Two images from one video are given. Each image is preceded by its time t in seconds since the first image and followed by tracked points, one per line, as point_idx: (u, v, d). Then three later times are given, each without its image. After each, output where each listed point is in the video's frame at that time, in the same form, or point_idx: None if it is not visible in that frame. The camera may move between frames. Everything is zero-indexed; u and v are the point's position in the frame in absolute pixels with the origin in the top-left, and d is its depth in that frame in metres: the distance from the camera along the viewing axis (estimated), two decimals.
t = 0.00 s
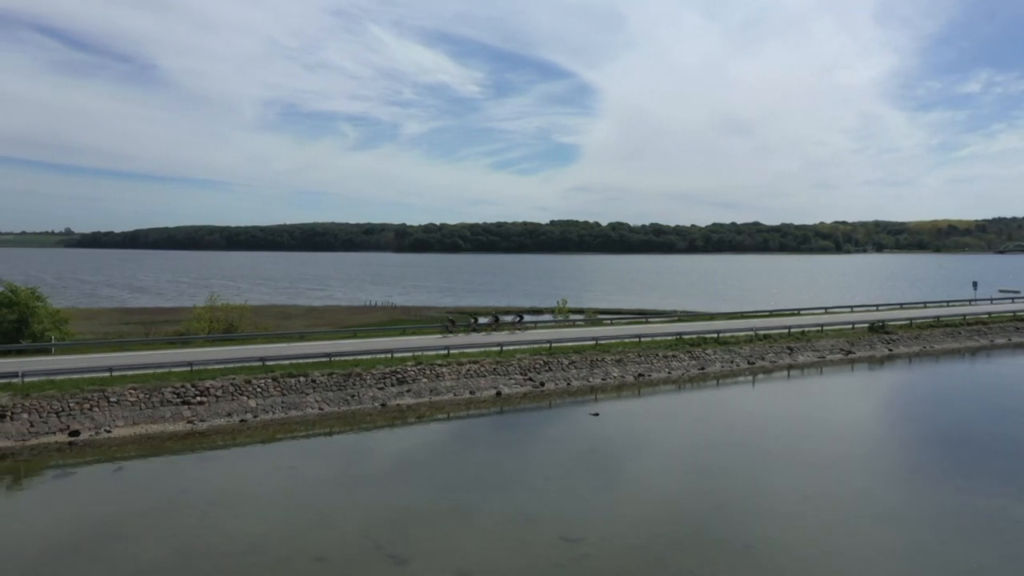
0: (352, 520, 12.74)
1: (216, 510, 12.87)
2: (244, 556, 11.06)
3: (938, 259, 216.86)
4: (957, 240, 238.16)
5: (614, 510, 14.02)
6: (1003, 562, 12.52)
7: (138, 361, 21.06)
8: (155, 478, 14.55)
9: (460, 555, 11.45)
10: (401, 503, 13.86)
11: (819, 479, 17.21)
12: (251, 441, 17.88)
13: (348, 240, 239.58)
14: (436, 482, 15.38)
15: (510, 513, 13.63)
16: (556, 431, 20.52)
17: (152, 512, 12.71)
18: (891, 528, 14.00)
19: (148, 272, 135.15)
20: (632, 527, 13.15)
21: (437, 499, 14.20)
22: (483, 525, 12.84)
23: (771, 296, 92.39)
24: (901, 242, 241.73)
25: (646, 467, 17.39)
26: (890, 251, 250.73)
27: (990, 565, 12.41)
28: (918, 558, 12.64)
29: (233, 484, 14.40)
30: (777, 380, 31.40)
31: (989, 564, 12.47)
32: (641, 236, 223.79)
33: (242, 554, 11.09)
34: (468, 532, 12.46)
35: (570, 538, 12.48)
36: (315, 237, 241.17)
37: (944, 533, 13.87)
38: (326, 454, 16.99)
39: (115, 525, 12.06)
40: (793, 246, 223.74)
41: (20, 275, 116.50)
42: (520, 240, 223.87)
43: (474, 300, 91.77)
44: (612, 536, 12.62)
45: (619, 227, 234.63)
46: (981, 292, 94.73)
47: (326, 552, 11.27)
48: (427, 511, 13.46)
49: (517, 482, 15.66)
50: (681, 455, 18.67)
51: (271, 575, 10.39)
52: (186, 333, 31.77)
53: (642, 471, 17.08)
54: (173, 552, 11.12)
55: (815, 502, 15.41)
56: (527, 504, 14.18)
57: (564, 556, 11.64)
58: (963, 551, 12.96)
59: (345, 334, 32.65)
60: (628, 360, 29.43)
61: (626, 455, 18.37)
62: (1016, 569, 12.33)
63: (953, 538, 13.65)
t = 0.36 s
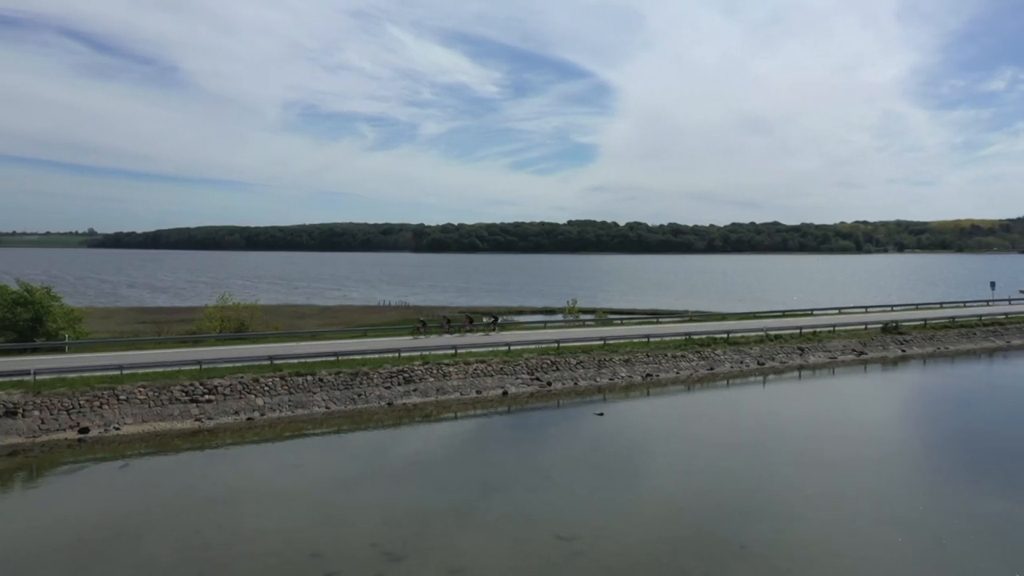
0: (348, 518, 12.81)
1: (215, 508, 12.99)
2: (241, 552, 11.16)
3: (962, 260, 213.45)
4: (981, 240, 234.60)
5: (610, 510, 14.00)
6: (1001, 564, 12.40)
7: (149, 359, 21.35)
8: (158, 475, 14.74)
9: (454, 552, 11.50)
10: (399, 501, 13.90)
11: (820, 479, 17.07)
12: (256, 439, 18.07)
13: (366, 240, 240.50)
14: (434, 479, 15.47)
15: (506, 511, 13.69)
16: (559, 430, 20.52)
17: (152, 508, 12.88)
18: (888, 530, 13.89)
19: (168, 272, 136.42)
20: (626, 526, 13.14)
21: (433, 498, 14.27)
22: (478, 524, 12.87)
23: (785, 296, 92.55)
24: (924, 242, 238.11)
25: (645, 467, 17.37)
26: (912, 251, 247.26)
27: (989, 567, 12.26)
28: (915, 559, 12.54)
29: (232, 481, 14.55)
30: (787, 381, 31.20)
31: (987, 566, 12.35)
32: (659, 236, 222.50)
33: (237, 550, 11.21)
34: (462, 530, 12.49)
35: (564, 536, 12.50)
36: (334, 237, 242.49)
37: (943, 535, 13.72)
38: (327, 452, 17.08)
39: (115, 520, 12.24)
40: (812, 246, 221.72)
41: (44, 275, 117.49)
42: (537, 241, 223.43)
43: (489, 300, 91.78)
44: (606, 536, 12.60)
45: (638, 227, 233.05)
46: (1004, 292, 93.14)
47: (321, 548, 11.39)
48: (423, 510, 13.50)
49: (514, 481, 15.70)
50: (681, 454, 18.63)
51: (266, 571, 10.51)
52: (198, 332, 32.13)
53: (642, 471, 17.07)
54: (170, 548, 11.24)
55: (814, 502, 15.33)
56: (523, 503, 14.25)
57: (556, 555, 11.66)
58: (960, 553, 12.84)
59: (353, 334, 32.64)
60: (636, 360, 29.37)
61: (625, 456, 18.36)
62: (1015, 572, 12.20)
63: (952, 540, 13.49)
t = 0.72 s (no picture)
0: (347, 515, 12.91)
1: (215, 505, 13.14)
2: (238, 549, 11.29)
3: (985, 260, 210.36)
4: (1004, 240, 231.06)
5: (608, 510, 14.01)
6: (999, 564, 12.26)
7: (158, 358, 21.61)
8: (161, 473, 14.93)
9: (448, 550, 11.57)
10: (398, 499, 14.00)
11: (823, 480, 16.97)
12: (262, 436, 18.26)
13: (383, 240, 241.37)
14: (432, 478, 15.54)
15: (502, 510, 13.75)
16: (562, 429, 20.54)
17: (152, 506, 13.04)
18: (888, 531, 13.79)
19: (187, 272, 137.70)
20: (623, 526, 13.13)
21: (432, 496, 14.35)
22: (475, 522, 12.93)
23: (801, 296, 92.45)
24: (946, 241, 234.96)
25: (643, 466, 17.35)
26: (933, 250, 244.22)
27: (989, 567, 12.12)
28: (914, 559, 12.44)
29: (232, 479, 14.71)
30: (796, 381, 30.97)
31: (986, 567, 12.22)
32: (676, 236, 221.30)
33: (235, 546, 11.35)
34: (458, 528, 12.55)
35: (560, 535, 12.53)
36: (353, 237, 244.01)
37: (944, 535, 13.60)
38: (329, 451, 17.21)
39: (116, 518, 12.42)
40: (832, 246, 219.48)
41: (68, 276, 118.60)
42: (554, 240, 222.97)
43: (504, 300, 91.84)
44: (602, 536, 12.61)
45: (655, 227, 231.83)
46: None
47: (318, 545, 11.49)
48: (421, 507, 13.58)
49: (512, 480, 15.75)
50: (681, 454, 18.63)
51: (261, 567, 10.64)
52: (210, 331, 32.45)
53: (643, 470, 17.05)
54: (170, 544, 11.39)
55: (815, 503, 15.24)
56: (521, 502, 14.27)
57: (550, 554, 11.69)
58: (961, 553, 12.71)
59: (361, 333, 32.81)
60: (644, 361, 29.33)
61: (626, 455, 18.35)
62: (1013, 573, 12.05)
63: (953, 540, 13.36)
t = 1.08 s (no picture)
0: (343, 514, 13.02)
1: (215, 503, 13.31)
2: (235, 546, 11.45)
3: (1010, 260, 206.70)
4: None
5: (605, 510, 14.03)
6: (995, 566, 12.13)
7: (167, 358, 21.88)
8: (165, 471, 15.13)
9: (441, 549, 11.64)
10: (396, 498, 14.10)
11: (825, 482, 16.88)
12: (268, 435, 18.44)
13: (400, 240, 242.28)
14: (431, 477, 15.65)
15: (499, 509, 13.80)
16: (565, 429, 20.56)
17: (153, 504, 13.23)
18: (887, 532, 13.71)
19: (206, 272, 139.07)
20: (618, 527, 13.15)
21: (430, 495, 14.42)
22: (471, 521, 13.00)
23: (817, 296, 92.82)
24: (970, 241, 231.12)
25: (644, 467, 17.34)
26: (956, 250, 240.56)
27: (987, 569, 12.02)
28: (911, 560, 12.35)
29: (234, 477, 14.90)
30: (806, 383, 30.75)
31: (985, 569, 12.11)
32: (693, 237, 220.10)
33: (232, 544, 11.50)
34: (454, 527, 12.61)
35: (555, 535, 12.57)
36: (371, 237, 245.16)
37: (944, 537, 13.49)
38: (332, 450, 17.35)
39: (117, 514, 12.63)
40: (852, 245, 217.06)
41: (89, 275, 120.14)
42: (572, 240, 222.56)
43: (519, 300, 92.02)
44: (597, 536, 12.62)
45: (672, 227, 230.49)
46: None
47: (313, 543, 11.61)
48: (418, 506, 13.66)
49: (510, 479, 15.82)
50: (684, 454, 18.67)
51: (256, 565, 10.77)
52: (221, 331, 32.78)
53: (643, 470, 17.06)
54: (168, 541, 11.56)
55: (815, 504, 15.17)
56: (519, 502, 14.32)
57: (543, 554, 11.73)
58: (960, 555, 12.62)
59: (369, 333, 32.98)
60: (652, 361, 29.26)
61: (628, 455, 18.35)
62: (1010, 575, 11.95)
63: (953, 542, 13.25)
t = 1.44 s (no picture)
0: (341, 512, 13.16)
1: (217, 500, 13.49)
2: (232, 543, 11.61)
3: None
4: None
5: (602, 510, 14.06)
6: (992, 569, 12.04)
7: (177, 357, 22.15)
8: (169, 468, 15.35)
9: (435, 546, 11.73)
10: (394, 496, 14.23)
11: (827, 483, 16.81)
12: (273, 433, 18.63)
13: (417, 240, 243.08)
14: (431, 476, 15.74)
15: (496, 508, 13.87)
16: (568, 429, 20.58)
17: (155, 500, 13.45)
18: (885, 533, 13.65)
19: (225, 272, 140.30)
20: (615, 526, 13.19)
21: (428, 494, 14.50)
22: (467, 519, 13.07)
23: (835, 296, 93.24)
24: (993, 241, 227.68)
25: (645, 467, 17.34)
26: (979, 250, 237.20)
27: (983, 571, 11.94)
28: (907, 562, 12.31)
29: (237, 474, 15.10)
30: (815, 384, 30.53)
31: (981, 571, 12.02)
32: (711, 237, 218.85)
33: (230, 540, 11.68)
34: (449, 526, 12.69)
35: (550, 534, 12.61)
36: (388, 237, 246.42)
37: (942, 538, 13.41)
38: (335, 448, 17.49)
39: (119, 511, 12.85)
40: (873, 246, 214.61)
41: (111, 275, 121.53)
42: (589, 241, 221.88)
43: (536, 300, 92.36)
44: (592, 535, 12.66)
45: (690, 227, 229.00)
46: None
47: (309, 540, 11.77)
48: (415, 505, 13.75)
49: (510, 479, 15.89)
50: (687, 455, 18.64)
51: (251, 560, 10.93)
52: (231, 330, 33.09)
53: (644, 470, 17.07)
54: (168, 537, 11.75)
55: (815, 505, 15.11)
56: (517, 501, 14.37)
57: (535, 552, 11.78)
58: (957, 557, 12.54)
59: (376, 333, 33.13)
60: (660, 361, 29.20)
61: (629, 455, 18.36)
62: None
63: (951, 544, 13.17)
